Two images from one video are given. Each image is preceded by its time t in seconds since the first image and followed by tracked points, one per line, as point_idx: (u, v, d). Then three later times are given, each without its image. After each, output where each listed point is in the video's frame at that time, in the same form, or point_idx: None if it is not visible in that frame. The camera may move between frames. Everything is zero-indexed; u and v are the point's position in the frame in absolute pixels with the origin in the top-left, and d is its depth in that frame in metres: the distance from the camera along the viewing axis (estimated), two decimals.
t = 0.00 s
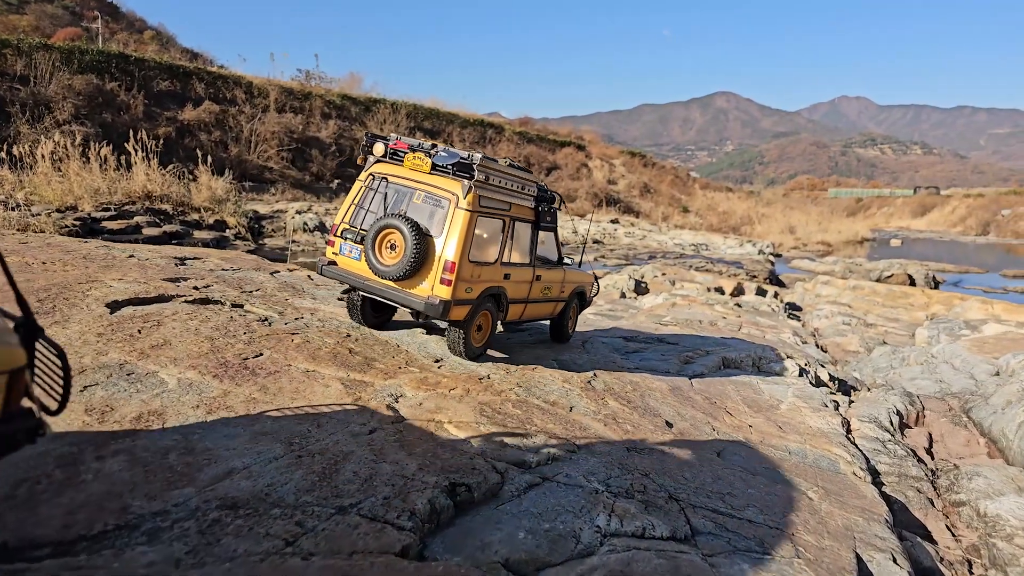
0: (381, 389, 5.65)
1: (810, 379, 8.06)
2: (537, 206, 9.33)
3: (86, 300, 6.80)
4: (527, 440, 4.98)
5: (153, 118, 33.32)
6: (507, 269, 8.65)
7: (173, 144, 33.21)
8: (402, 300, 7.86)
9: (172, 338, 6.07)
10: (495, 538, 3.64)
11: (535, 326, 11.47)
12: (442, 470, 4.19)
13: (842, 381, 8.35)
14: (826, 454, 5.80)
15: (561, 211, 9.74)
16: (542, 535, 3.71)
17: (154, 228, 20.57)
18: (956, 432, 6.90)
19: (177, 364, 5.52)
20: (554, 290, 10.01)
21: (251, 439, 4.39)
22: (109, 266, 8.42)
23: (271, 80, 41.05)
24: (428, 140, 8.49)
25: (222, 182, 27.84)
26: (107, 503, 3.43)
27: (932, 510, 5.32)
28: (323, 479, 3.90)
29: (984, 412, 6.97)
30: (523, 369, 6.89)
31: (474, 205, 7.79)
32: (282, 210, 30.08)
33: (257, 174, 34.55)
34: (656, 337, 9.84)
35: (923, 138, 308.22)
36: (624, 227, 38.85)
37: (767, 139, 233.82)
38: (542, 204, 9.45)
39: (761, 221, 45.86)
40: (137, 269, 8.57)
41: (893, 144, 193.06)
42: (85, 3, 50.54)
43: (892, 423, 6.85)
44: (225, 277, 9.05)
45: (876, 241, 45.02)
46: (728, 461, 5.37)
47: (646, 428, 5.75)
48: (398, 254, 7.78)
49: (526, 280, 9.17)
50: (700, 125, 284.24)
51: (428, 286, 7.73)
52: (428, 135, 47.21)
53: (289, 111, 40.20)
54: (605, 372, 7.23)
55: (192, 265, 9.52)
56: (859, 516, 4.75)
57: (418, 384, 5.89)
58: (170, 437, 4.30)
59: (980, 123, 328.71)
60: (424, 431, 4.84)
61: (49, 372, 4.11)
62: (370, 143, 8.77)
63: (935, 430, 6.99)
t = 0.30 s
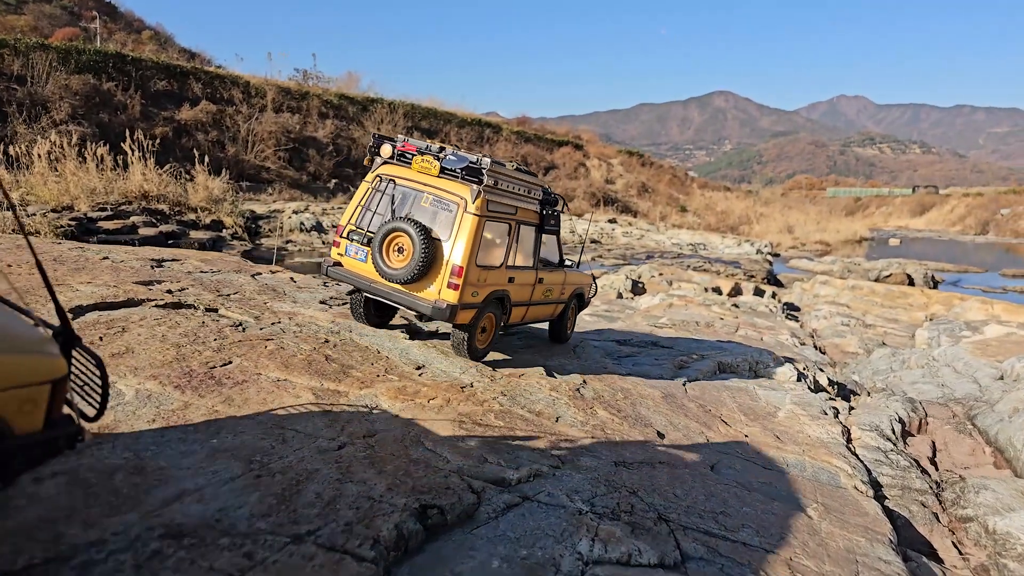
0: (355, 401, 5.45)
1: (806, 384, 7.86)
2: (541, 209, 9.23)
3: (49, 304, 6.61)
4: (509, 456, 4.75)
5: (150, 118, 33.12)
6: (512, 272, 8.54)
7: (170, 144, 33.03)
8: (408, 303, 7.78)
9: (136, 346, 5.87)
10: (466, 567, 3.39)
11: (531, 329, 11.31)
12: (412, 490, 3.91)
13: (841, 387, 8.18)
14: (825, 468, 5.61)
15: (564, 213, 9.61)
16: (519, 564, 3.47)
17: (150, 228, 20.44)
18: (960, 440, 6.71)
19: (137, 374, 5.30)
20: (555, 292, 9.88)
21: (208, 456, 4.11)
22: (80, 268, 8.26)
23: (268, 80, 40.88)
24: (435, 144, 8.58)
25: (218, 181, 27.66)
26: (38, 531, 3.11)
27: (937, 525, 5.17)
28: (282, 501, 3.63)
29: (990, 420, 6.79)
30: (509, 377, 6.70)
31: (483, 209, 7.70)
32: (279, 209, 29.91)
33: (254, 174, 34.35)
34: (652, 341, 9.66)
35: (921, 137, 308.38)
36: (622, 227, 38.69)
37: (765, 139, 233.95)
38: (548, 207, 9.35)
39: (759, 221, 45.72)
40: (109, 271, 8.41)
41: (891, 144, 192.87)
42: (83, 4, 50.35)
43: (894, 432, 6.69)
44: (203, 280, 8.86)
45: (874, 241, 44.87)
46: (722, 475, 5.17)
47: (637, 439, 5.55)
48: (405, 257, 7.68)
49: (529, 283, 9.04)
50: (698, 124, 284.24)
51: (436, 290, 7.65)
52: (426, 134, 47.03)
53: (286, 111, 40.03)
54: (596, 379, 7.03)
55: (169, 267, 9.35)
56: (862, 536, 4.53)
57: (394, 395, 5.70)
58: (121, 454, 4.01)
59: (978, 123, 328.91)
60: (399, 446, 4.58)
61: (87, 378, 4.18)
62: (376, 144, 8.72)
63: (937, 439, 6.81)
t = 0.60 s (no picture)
0: (326, 408, 5.25)
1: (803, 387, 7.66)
2: (553, 215, 9.35)
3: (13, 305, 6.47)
4: (488, 469, 4.58)
5: (148, 117, 32.99)
6: (523, 276, 8.72)
7: (169, 143, 32.88)
8: (426, 308, 7.97)
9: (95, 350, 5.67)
10: None
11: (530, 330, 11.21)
12: (377, 510, 3.74)
13: (843, 391, 8.01)
14: (822, 479, 5.42)
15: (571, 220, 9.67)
16: None
17: (148, 228, 20.33)
18: (965, 447, 6.52)
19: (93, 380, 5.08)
20: (561, 295, 9.86)
21: (155, 471, 3.86)
22: (51, 268, 8.13)
23: (267, 79, 40.75)
24: (454, 151, 8.63)
25: (216, 180, 27.54)
26: None
27: (944, 541, 4.94)
28: (231, 524, 3.43)
29: (998, 427, 6.61)
30: (495, 383, 6.51)
31: (501, 218, 7.95)
32: (277, 208, 29.76)
33: (252, 173, 34.23)
34: (649, 343, 9.51)
35: (920, 137, 308.27)
36: (620, 226, 38.56)
37: (765, 139, 234.06)
38: (559, 214, 9.49)
39: (758, 221, 45.59)
40: (78, 271, 8.25)
41: (891, 144, 192.57)
42: (82, 3, 50.17)
43: (897, 440, 6.51)
44: (178, 280, 8.68)
45: (873, 241, 44.71)
46: (715, 488, 4.98)
47: (625, 448, 5.40)
48: (425, 263, 7.88)
49: (539, 287, 9.17)
50: (698, 124, 284.01)
51: (454, 296, 7.85)
52: (424, 134, 46.88)
53: (285, 110, 39.89)
54: (585, 385, 6.87)
55: (145, 266, 9.20)
56: (864, 555, 4.30)
57: (369, 403, 5.51)
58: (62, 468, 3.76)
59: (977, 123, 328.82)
60: (368, 459, 4.40)
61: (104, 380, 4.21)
62: (395, 149, 8.76)
63: (939, 445, 6.64)
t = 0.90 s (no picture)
0: (292, 420, 4.82)
1: (802, 395, 7.33)
2: (548, 214, 9.30)
3: None
4: (460, 488, 4.18)
5: (146, 117, 32.81)
6: (522, 273, 8.60)
7: (167, 143, 32.72)
8: (432, 301, 7.78)
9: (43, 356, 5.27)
10: None
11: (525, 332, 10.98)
12: (330, 539, 3.34)
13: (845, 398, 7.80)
14: (824, 494, 5.10)
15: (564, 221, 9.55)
16: None
17: (144, 227, 20.22)
18: (974, 457, 6.20)
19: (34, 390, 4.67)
20: (557, 297, 9.71)
21: (87, 495, 3.41)
22: (13, 271, 7.92)
23: (265, 78, 40.58)
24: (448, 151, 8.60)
25: (214, 179, 27.37)
26: None
27: (954, 560, 4.59)
28: (163, 557, 3.01)
29: (1007, 434, 6.28)
30: (477, 392, 6.12)
31: (500, 208, 7.92)
32: (275, 208, 29.56)
33: (251, 173, 34.11)
34: (643, 347, 9.24)
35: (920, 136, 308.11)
36: (619, 225, 38.36)
37: (764, 138, 234.17)
38: (553, 214, 9.43)
39: (757, 220, 45.40)
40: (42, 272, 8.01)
41: (890, 143, 192.29)
42: (81, 3, 50.01)
43: (902, 450, 6.23)
44: (148, 282, 8.34)
45: (873, 241, 44.51)
46: (707, 507, 4.60)
47: (615, 464, 5.03)
48: (428, 255, 7.72)
49: (537, 285, 9.06)
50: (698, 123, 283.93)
51: (460, 286, 7.70)
52: (423, 133, 46.68)
53: (283, 110, 39.72)
54: (573, 394, 6.52)
55: (114, 267, 8.97)
56: None
57: (341, 409, 5.19)
58: None
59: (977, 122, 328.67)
60: (329, 479, 4.00)
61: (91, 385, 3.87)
62: (388, 154, 8.71)
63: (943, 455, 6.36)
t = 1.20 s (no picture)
0: (238, 442, 4.37)
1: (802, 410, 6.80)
2: (535, 209, 9.14)
3: None
4: (416, 522, 3.69)
5: (145, 116, 32.62)
6: (517, 271, 8.48)
7: (165, 142, 32.54)
8: (426, 303, 7.59)
9: None
10: None
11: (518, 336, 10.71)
12: None
13: (843, 403, 7.62)
14: (824, 520, 4.56)
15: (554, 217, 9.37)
16: None
17: (140, 227, 20.07)
18: (983, 475, 5.74)
19: None
20: (551, 294, 9.50)
21: None
22: None
23: (264, 77, 40.40)
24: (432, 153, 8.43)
25: (212, 178, 27.16)
26: None
27: None
28: None
29: (1018, 452, 5.85)
30: (452, 407, 5.58)
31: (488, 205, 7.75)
32: (273, 208, 29.30)
33: (249, 172, 33.93)
34: (638, 351, 8.93)
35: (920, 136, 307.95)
36: (618, 225, 38.17)
37: (765, 138, 234.14)
38: (541, 210, 9.27)
39: (757, 220, 45.22)
40: None
41: (891, 143, 191.96)
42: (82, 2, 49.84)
43: (907, 466, 5.74)
44: (111, 287, 7.94)
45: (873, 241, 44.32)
46: (697, 539, 4.06)
47: (598, 490, 4.49)
48: (418, 257, 7.52)
49: (530, 282, 8.86)
50: (698, 123, 283.87)
51: (453, 286, 7.51)
52: (422, 132, 46.49)
53: (282, 109, 39.49)
54: (557, 406, 6.00)
55: (76, 271, 8.63)
56: None
57: (298, 428, 4.72)
58: None
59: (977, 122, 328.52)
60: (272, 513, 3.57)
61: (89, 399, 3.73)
62: (372, 160, 8.51)
63: (951, 473, 5.88)
